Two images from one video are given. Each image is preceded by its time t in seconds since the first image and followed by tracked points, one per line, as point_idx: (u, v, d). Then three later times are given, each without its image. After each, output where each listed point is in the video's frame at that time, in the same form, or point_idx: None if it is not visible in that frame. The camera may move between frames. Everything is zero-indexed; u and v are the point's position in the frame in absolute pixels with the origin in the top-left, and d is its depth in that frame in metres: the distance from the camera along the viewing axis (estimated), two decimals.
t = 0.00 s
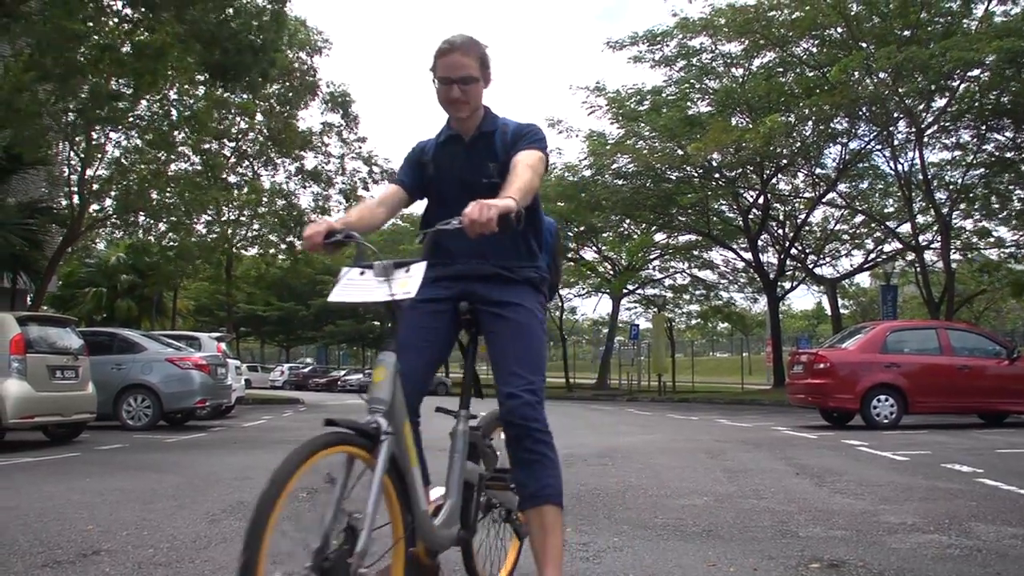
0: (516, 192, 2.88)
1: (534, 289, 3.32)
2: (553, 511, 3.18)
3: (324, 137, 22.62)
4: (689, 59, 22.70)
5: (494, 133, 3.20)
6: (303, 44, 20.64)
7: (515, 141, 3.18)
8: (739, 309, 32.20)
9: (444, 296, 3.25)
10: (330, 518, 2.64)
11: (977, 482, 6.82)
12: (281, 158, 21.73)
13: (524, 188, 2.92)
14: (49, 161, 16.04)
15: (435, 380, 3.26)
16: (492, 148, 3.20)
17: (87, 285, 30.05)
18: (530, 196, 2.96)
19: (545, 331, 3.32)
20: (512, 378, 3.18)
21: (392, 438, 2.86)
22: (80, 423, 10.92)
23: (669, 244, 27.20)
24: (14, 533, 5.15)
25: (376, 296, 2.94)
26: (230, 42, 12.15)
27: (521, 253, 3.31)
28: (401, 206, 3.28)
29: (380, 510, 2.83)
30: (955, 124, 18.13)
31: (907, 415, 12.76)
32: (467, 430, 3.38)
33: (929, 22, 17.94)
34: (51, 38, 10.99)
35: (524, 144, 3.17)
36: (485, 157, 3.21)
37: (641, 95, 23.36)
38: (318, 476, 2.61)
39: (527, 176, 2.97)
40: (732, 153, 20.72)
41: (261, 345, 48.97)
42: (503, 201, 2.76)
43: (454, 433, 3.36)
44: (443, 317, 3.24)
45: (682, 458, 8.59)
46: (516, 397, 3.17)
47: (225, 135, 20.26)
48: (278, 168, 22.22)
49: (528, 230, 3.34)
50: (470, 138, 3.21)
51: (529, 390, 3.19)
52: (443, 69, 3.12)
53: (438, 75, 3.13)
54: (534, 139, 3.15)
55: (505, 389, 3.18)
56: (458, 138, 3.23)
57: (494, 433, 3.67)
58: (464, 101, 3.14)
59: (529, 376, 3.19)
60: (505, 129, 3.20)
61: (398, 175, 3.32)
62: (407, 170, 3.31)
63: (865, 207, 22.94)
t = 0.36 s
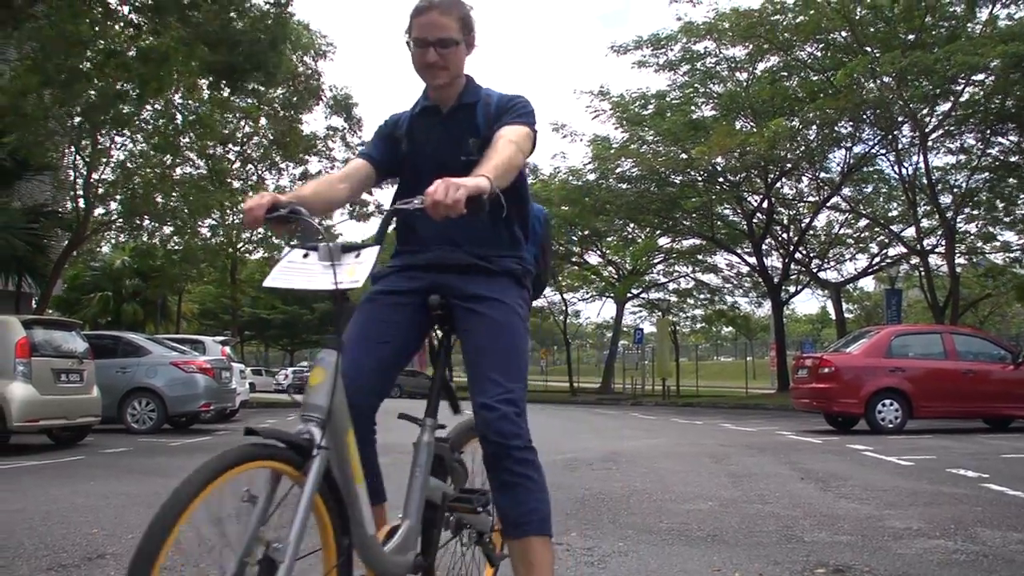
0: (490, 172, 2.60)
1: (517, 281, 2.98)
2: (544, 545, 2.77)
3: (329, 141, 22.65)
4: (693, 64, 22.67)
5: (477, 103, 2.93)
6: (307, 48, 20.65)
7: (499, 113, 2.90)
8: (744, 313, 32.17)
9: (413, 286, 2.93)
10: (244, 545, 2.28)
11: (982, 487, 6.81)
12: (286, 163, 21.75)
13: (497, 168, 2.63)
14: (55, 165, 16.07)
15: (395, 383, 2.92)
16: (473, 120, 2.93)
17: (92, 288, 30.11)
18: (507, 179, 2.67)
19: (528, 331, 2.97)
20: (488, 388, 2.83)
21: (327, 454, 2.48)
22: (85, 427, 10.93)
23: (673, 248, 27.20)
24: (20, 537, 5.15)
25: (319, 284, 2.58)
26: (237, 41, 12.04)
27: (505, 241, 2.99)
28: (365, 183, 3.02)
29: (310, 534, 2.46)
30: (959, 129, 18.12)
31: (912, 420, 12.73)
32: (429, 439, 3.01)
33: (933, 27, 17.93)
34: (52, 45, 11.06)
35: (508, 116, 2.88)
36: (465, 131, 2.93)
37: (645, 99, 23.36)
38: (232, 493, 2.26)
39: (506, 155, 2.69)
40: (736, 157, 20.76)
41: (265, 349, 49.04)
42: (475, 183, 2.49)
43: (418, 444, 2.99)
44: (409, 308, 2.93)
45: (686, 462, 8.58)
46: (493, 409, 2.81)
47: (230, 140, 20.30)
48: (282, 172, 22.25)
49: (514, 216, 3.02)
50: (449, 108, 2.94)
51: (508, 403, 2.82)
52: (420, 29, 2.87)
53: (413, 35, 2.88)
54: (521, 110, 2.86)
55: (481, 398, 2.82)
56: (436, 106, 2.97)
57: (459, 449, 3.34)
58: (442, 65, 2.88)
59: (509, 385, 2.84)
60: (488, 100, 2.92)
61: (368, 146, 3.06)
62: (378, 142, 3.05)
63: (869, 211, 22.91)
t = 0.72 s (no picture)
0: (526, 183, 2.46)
1: (528, 282, 2.83)
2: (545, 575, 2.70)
3: (333, 146, 22.69)
4: (697, 68, 22.68)
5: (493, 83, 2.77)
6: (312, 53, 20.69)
7: (517, 94, 2.73)
8: (749, 317, 32.13)
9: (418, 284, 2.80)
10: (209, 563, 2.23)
11: (989, 492, 6.80)
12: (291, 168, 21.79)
13: (539, 174, 2.49)
14: (61, 171, 16.13)
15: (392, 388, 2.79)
16: (488, 103, 2.77)
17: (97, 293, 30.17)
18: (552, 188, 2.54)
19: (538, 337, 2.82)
20: (491, 404, 2.66)
21: (307, 473, 2.39)
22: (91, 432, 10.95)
23: (678, 252, 27.18)
24: (28, 542, 5.17)
25: (319, 281, 2.52)
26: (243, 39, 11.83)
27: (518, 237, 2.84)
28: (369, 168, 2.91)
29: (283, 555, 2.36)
30: (964, 132, 18.10)
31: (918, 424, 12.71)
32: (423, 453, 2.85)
33: (937, 30, 17.90)
34: (62, 51, 11.11)
35: (527, 100, 2.72)
36: (479, 112, 2.77)
37: (649, 104, 23.36)
38: (204, 512, 2.20)
39: (551, 158, 2.55)
40: (741, 161, 20.79)
41: (270, 354, 49.11)
42: (500, 186, 2.35)
43: (413, 457, 2.87)
44: (412, 307, 2.79)
45: (692, 467, 8.58)
46: (497, 427, 2.64)
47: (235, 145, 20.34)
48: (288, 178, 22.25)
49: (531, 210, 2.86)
50: (461, 85, 2.78)
51: (513, 421, 2.66)
52: None
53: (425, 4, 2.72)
54: (543, 94, 2.69)
55: (484, 415, 2.65)
56: (447, 84, 2.80)
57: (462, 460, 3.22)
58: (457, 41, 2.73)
59: (515, 401, 2.67)
60: (505, 80, 2.75)
61: (371, 124, 2.92)
62: (384, 119, 2.91)
63: (874, 215, 22.87)
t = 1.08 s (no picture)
0: (570, 222, 2.40)
1: (566, 298, 2.73)
2: None
3: (341, 167, 22.76)
4: (703, 88, 22.72)
5: (536, 84, 2.64)
6: (320, 75, 20.78)
7: (566, 99, 2.60)
8: (756, 337, 32.03)
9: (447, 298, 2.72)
10: None
11: (1002, 515, 6.75)
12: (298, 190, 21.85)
13: (611, 212, 2.44)
14: (70, 193, 16.20)
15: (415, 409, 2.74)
16: (532, 104, 2.63)
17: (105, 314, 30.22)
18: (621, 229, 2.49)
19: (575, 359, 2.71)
20: (522, 437, 2.57)
21: (325, 507, 2.37)
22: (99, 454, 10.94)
23: (686, 272, 27.15)
24: (35, 566, 5.16)
25: (342, 313, 2.45)
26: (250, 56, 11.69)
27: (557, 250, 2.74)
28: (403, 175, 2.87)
29: None
30: (971, 151, 18.08)
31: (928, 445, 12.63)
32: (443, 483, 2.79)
33: (942, 49, 17.92)
34: (75, 72, 11.31)
35: (575, 104, 2.59)
36: (518, 113, 2.64)
37: (656, 123, 23.40)
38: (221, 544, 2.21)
39: (615, 193, 2.49)
40: (749, 180, 20.94)
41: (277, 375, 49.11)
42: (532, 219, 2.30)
43: (431, 486, 2.78)
44: (437, 325, 2.71)
45: (701, 489, 8.52)
46: (530, 464, 2.56)
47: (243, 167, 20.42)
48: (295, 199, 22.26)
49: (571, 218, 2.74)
50: (505, 82, 2.65)
51: (547, 456, 2.58)
52: None
53: None
54: (588, 100, 2.56)
55: (513, 449, 2.57)
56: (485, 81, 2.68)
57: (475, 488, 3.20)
58: (496, 39, 2.62)
59: (547, 435, 2.59)
60: (549, 81, 2.62)
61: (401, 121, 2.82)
62: (416, 112, 2.80)
63: (882, 234, 22.81)
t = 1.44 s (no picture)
0: (627, 274, 2.19)
1: (613, 343, 2.50)
2: None
3: (358, 207, 22.91)
4: (719, 127, 22.80)
5: (587, 106, 2.44)
6: (338, 116, 21.00)
7: (615, 122, 2.38)
8: (776, 375, 31.80)
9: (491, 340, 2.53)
10: None
11: None
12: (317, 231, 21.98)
13: (672, 260, 2.23)
14: (92, 234, 16.35)
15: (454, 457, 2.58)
16: (581, 129, 2.43)
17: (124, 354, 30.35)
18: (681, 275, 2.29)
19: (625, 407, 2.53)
20: (565, 502, 2.45)
21: None
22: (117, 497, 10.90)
23: (704, 310, 27.05)
24: None
25: (389, 378, 2.24)
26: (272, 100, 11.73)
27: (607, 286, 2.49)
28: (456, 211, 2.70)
29: None
30: (989, 187, 18.02)
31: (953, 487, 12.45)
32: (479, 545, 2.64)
33: (958, 85, 17.89)
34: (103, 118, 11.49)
35: (626, 127, 2.38)
36: (567, 134, 2.44)
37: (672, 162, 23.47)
38: None
39: (669, 234, 2.27)
40: (765, 217, 20.90)
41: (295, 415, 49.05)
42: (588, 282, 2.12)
43: (465, 546, 2.63)
44: (473, 366, 2.53)
45: (724, 535, 8.41)
46: (578, 529, 2.45)
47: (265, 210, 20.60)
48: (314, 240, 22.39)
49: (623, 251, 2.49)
50: (551, 105, 2.46)
51: (591, 520, 2.45)
52: None
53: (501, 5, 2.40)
54: (642, 122, 2.36)
55: (556, 508, 2.46)
56: (534, 101, 2.50)
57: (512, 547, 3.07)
58: (544, 57, 2.45)
59: (593, 495, 2.45)
60: (602, 101, 2.42)
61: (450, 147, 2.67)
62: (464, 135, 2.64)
63: (901, 270, 22.69)
